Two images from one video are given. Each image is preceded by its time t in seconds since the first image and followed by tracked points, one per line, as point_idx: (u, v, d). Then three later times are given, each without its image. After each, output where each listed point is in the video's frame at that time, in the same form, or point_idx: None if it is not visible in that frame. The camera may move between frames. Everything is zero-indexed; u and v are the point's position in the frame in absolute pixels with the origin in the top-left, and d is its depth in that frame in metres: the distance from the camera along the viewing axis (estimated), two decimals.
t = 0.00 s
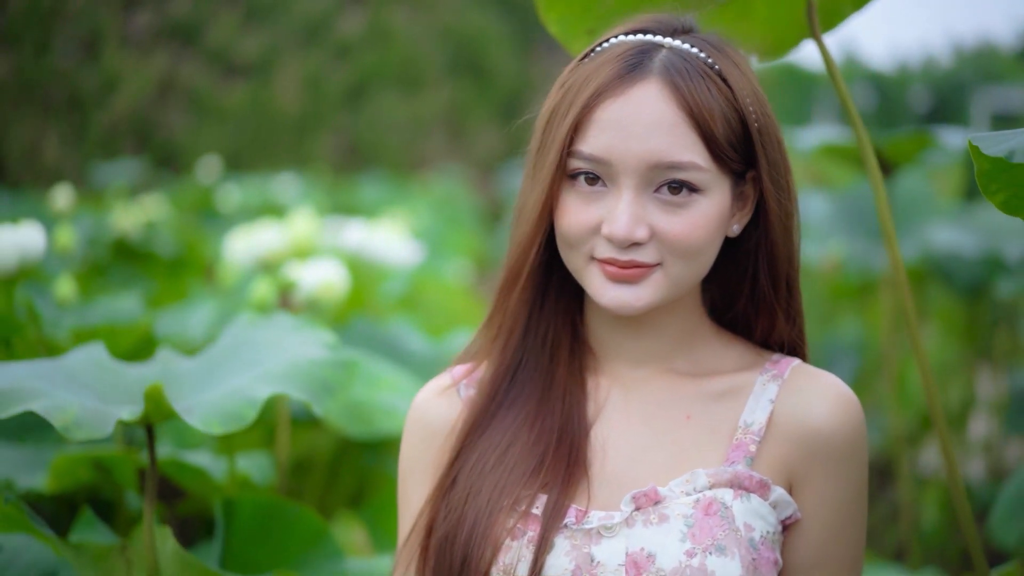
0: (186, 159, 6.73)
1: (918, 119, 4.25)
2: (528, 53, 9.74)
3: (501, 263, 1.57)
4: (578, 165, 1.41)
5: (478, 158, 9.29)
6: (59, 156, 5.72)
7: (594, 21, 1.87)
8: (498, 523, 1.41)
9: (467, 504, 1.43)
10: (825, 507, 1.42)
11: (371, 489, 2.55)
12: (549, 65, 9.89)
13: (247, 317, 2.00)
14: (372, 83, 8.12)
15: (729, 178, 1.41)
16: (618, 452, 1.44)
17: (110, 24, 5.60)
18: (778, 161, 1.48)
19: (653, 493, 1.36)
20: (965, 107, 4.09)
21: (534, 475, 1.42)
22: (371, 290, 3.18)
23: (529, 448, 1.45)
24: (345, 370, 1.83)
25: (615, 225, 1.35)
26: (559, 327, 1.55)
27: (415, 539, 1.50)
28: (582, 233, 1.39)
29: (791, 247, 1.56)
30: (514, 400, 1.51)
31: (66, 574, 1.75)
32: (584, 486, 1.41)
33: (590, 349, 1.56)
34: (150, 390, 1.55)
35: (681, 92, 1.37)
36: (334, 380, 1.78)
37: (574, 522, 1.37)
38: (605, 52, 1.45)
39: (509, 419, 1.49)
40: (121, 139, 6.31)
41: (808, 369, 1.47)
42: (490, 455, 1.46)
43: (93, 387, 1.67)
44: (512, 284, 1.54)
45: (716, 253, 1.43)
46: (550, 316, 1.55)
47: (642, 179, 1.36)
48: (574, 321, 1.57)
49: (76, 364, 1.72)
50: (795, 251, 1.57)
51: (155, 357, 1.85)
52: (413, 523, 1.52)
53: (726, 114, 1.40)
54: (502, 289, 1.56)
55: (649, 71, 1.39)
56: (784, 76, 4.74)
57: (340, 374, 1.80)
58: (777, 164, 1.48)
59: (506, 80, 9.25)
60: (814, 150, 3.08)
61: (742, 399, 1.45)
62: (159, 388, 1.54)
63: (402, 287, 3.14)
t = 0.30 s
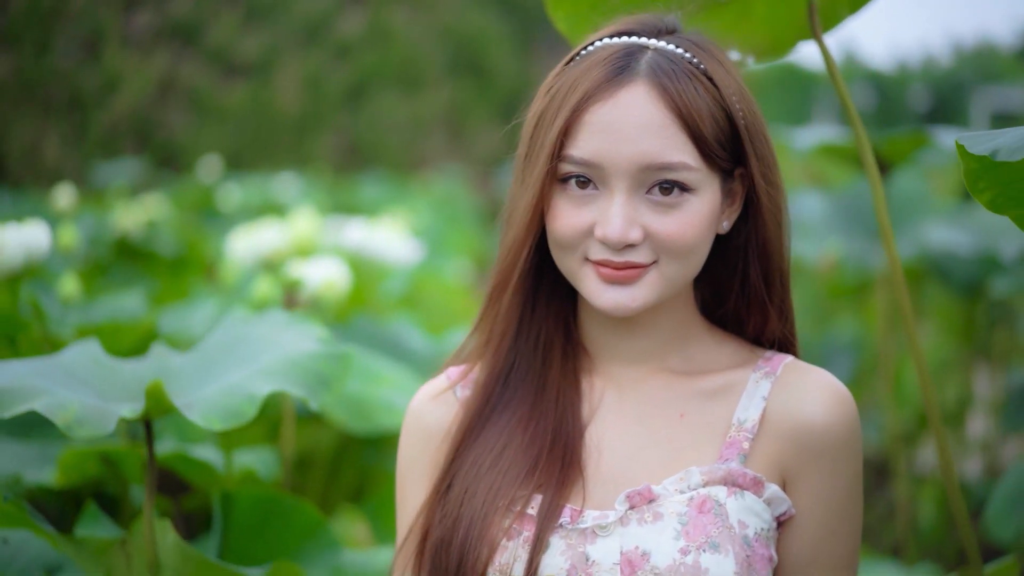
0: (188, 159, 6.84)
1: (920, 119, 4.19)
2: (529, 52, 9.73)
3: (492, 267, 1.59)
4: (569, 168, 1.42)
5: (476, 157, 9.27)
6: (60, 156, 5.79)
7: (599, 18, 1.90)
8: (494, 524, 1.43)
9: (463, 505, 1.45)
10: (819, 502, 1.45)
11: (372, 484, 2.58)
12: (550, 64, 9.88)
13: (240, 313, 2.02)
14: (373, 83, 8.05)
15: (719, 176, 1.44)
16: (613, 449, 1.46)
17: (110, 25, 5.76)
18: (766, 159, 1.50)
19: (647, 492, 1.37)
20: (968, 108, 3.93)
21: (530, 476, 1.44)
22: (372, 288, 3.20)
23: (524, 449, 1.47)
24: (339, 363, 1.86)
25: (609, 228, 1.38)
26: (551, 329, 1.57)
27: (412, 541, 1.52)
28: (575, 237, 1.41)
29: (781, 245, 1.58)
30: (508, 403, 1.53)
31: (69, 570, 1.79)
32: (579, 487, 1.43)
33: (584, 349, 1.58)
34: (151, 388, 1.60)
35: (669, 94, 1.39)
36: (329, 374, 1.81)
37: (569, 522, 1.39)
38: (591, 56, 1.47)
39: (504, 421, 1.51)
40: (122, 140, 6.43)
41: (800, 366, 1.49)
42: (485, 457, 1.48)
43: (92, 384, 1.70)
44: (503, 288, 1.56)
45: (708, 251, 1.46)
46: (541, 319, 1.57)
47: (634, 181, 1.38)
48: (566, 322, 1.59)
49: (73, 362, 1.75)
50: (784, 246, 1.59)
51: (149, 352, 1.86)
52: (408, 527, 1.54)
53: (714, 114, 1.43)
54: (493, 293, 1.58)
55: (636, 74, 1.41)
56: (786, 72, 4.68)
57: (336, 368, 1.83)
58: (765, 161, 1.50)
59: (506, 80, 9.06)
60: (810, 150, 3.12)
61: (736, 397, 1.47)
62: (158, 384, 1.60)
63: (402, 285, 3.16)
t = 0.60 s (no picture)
0: (188, 158, 6.83)
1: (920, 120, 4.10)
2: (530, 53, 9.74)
3: (490, 267, 1.61)
4: (564, 170, 1.45)
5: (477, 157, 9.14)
6: (63, 155, 5.80)
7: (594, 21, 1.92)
8: (496, 519, 1.45)
9: (465, 502, 1.47)
10: (817, 493, 1.47)
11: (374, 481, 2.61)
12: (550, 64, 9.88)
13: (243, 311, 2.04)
14: (373, 83, 8.08)
15: (714, 172, 1.46)
16: (614, 444, 1.48)
17: (111, 24, 6.08)
18: (759, 155, 1.53)
19: (648, 485, 1.39)
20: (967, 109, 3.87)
21: (531, 472, 1.46)
22: (374, 287, 3.22)
23: (525, 446, 1.49)
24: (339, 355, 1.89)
25: (607, 229, 1.40)
26: (551, 327, 1.59)
27: (414, 538, 1.54)
28: (574, 237, 1.44)
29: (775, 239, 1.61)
30: (509, 401, 1.55)
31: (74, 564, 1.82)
32: (580, 482, 1.45)
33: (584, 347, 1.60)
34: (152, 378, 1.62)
35: (661, 94, 1.41)
36: (329, 365, 1.84)
37: (571, 516, 1.41)
38: (583, 57, 1.49)
39: (505, 419, 1.53)
40: (123, 139, 6.44)
41: (798, 360, 1.51)
42: (486, 454, 1.50)
43: (96, 377, 1.71)
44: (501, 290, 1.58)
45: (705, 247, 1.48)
46: (540, 317, 1.59)
47: (630, 182, 1.40)
48: (564, 320, 1.61)
49: (81, 359, 1.76)
50: (777, 241, 1.62)
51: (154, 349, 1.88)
52: (410, 524, 1.56)
53: (707, 112, 1.45)
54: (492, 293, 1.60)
55: (628, 75, 1.43)
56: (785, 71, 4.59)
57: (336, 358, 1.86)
58: (757, 158, 1.53)
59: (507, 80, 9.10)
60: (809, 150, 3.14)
61: (734, 390, 1.49)
62: (161, 376, 1.62)
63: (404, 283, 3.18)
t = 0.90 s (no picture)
0: (191, 158, 6.86)
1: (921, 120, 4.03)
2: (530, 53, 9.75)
3: (493, 265, 1.63)
4: (566, 171, 1.47)
5: (478, 158, 9.15)
6: (65, 156, 5.83)
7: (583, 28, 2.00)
8: (505, 511, 1.47)
9: (473, 495, 1.50)
10: (819, 485, 1.49)
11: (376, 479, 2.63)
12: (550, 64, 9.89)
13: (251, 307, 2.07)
14: (374, 83, 8.11)
15: (714, 168, 1.49)
16: (620, 437, 1.51)
17: (112, 25, 6.11)
18: (759, 151, 1.55)
19: (655, 477, 1.41)
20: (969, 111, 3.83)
21: (539, 464, 1.49)
22: (376, 286, 3.24)
23: (532, 440, 1.52)
24: (344, 348, 1.94)
25: (611, 228, 1.42)
26: (555, 323, 1.62)
27: (421, 531, 1.56)
28: (578, 237, 1.46)
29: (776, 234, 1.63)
30: (515, 396, 1.58)
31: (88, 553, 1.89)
32: (588, 474, 1.48)
33: (589, 342, 1.63)
34: (159, 366, 1.67)
35: (660, 93, 1.44)
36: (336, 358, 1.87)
37: (579, 507, 1.43)
38: (582, 58, 1.51)
39: (511, 413, 1.56)
40: (125, 140, 6.45)
41: (801, 352, 1.53)
42: (494, 448, 1.52)
43: (107, 367, 1.74)
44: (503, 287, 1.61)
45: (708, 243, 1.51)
46: (543, 313, 1.62)
47: (632, 181, 1.43)
48: (567, 315, 1.63)
49: (95, 353, 1.78)
50: (778, 235, 1.64)
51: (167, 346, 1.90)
52: (417, 516, 1.58)
53: (706, 109, 1.47)
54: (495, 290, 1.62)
55: (626, 75, 1.45)
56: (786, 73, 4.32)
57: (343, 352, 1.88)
58: (758, 153, 1.55)
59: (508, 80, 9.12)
60: (807, 150, 3.16)
61: (739, 382, 1.51)
62: (168, 363, 1.67)
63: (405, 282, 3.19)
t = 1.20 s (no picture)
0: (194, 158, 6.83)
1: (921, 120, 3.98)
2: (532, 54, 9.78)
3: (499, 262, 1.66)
4: (573, 170, 1.49)
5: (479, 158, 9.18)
6: (68, 155, 5.89)
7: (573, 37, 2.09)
8: (514, 505, 1.49)
9: (481, 489, 1.52)
10: (824, 481, 1.52)
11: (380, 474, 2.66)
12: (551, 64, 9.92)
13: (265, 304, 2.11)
14: (375, 83, 8.18)
15: (720, 165, 1.51)
16: (628, 432, 1.53)
17: (114, 25, 6.00)
18: (762, 147, 1.57)
19: (663, 473, 1.44)
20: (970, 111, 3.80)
21: (548, 458, 1.51)
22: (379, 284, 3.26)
23: (541, 434, 1.54)
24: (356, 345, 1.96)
25: (619, 226, 1.44)
26: (563, 319, 1.64)
27: (430, 525, 1.58)
28: (586, 235, 1.48)
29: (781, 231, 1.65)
30: (523, 392, 1.60)
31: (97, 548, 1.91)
32: (597, 467, 1.50)
33: (597, 338, 1.65)
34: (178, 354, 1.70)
35: (664, 92, 1.46)
36: (349, 353, 1.89)
37: (588, 501, 1.46)
38: (587, 58, 1.53)
39: (520, 409, 1.58)
40: (128, 140, 6.48)
41: (808, 350, 1.55)
42: (502, 442, 1.55)
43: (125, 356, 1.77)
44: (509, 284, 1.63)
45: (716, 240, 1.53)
46: (551, 309, 1.64)
47: (639, 180, 1.45)
48: (575, 312, 1.65)
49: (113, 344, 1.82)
50: (783, 231, 1.66)
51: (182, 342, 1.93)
52: (426, 511, 1.60)
53: (711, 106, 1.49)
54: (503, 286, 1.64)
55: (631, 74, 1.47)
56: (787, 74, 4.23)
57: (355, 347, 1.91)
58: (762, 149, 1.57)
59: (508, 80, 9.16)
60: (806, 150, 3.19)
61: (746, 379, 1.54)
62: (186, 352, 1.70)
63: (408, 281, 3.22)
